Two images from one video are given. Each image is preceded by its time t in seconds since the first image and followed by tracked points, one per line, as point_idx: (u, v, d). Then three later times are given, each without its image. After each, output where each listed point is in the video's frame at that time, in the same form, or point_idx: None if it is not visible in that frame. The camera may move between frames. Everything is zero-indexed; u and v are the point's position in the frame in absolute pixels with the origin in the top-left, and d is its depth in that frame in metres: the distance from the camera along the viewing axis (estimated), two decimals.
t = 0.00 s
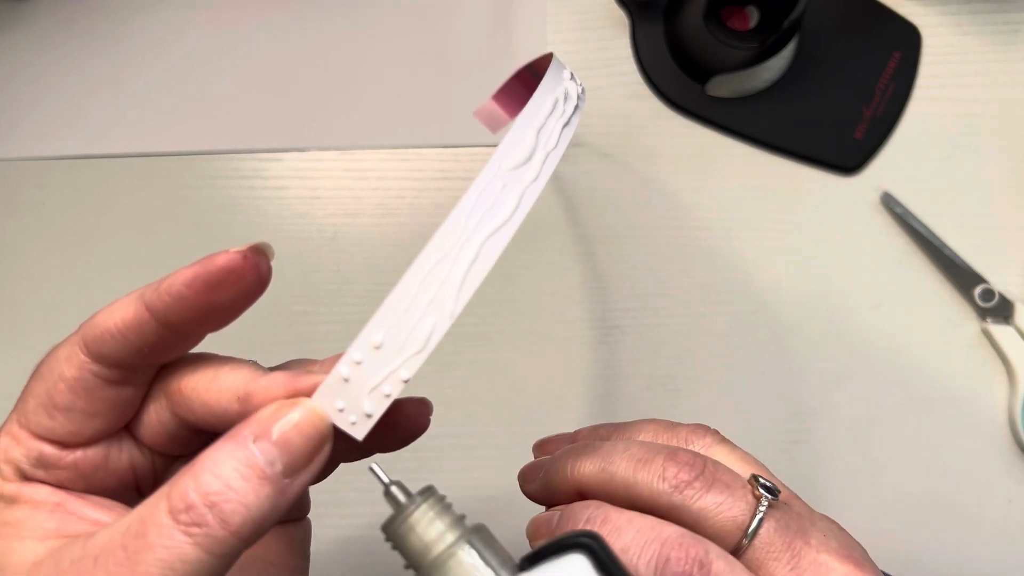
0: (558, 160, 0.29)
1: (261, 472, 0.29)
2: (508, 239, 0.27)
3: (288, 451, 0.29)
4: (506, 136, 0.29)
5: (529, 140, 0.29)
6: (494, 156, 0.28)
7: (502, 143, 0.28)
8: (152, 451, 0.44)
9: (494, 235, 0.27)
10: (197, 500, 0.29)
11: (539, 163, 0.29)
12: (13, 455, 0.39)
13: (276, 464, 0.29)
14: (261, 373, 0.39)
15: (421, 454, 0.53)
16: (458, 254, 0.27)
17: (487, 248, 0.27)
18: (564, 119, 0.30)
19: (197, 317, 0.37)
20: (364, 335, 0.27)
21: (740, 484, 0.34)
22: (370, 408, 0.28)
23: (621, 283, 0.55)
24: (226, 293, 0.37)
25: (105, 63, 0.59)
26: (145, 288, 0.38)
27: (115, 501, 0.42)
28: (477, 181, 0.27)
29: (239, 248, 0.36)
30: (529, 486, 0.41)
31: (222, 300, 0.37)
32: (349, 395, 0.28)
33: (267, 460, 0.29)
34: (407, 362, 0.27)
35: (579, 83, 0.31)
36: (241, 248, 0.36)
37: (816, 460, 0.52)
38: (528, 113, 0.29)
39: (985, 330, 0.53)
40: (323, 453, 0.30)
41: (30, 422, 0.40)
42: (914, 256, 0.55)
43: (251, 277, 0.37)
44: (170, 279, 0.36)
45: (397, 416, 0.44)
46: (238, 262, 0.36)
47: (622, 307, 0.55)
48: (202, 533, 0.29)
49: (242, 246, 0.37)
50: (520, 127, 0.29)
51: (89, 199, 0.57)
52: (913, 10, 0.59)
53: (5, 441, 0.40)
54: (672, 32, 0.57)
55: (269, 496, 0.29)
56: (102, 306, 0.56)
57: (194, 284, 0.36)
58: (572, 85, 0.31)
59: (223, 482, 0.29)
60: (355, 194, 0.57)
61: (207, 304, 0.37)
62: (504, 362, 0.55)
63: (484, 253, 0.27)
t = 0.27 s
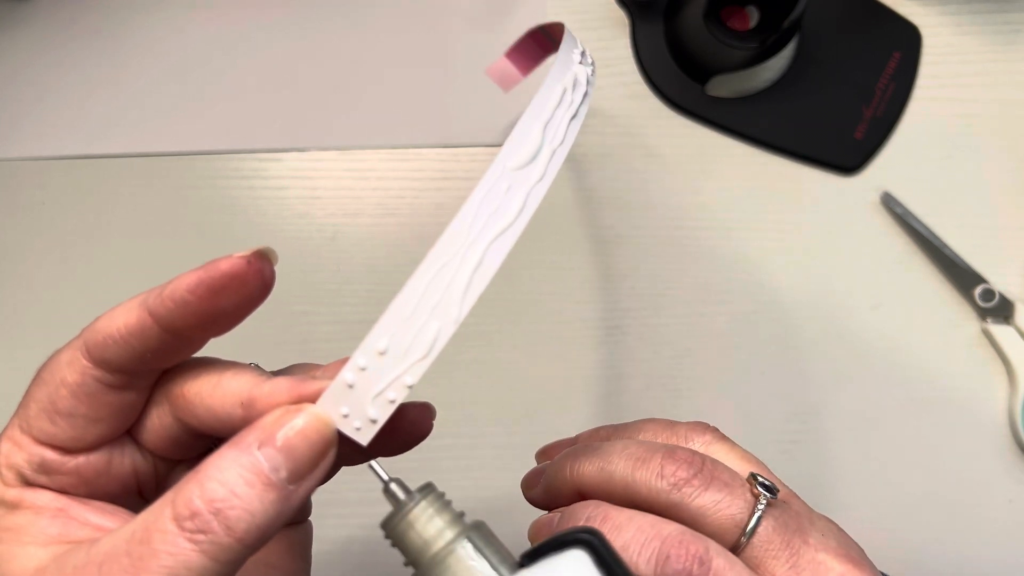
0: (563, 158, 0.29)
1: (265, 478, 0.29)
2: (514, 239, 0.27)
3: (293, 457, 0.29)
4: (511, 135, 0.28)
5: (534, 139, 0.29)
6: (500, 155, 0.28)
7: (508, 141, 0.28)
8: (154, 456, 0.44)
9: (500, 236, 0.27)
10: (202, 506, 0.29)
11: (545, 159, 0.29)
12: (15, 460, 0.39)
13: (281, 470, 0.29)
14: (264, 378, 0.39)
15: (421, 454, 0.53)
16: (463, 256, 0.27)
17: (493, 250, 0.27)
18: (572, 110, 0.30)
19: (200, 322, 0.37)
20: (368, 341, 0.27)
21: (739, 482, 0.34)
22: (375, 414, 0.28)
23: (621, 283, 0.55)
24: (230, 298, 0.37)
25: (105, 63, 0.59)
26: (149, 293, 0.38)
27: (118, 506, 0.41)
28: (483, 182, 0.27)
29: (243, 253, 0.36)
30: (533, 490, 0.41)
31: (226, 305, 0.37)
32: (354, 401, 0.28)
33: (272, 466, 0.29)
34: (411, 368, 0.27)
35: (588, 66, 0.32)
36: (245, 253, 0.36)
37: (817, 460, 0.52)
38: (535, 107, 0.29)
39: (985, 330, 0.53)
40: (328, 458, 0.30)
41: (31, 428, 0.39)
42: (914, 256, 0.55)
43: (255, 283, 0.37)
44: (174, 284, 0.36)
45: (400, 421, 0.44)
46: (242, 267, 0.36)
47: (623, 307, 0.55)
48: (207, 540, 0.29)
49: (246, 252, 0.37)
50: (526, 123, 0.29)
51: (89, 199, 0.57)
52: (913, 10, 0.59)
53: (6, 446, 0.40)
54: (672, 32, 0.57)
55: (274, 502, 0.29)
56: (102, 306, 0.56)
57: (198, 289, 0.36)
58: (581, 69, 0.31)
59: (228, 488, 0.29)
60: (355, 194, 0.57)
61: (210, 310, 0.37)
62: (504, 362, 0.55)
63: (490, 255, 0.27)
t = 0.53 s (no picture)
0: (562, 165, 0.29)
1: (270, 483, 0.29)
2: (516, 245, 0.27)
3: (298, 462, 0.29)
4: (510, 142, 0.28)
5: (533, 145, 0.29)
6: (501, 161, 0.28)
7: (507, 148, 0.28)
8: (156, 459, 0.44)
9: (503, 242, 0.27)
10: (207, 512, 0.28)
11: (545, 166, 0.29)
12: (17, 464, 0.39)
13: (286, 476, 0.29)
14: (267, 383, 0.39)
15: (421, 454, 0.53)
16: (466, 262, 0.27)
17: (495, 257, 0.27)
18: (566, 119, 0.30)
19: (202, 326, 0.37)
20: (372, 347, 0.27)
21: (739, 481, 0.34)
22: (379, 419, 0.28)
23: (621, 283, 0.55)
24: (232, 302, 0.37)
25: (105, 63, 0.59)
26: (150, 297, 0.38)
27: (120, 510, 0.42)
28: (484, 188, 0.27)
29: (246, 257, 0.36)
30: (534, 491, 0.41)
31: (228, 308, 0.37)
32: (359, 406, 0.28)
33: (276, 471, 0.29)
34: (416, 373, 0.27)
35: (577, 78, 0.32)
36: (247, 256, 0.36)
37: (817, 461, 0.52)
38: (533, 114, 0.29)
39: (985, 330, 0.53)
40: (332, 463, 0.30)
41: (33, 432, 0.39)
42: (914, 256, 0.55)
43: (258, 286, 0.37)
44: (176, 288, 0.36)
45: (403, 424, 0.44)
46: (245, 271, 0.36)
47: (623, 307, 0.55)
48: (212, 546, 0.28)
49: (248, 255, 0.37)
50: (526, 130, 0.29)
51: (90, 199, 0.57)
52: (912, 10, 0.59)
53: (8, 451, 0.39)
54: (672, 32, 0.57)
55: (278, 507, 0.29)
56: (102, 306, 0.56)
57: (200, 294, 0.36)
58: (571, 81, 0.31)
59: (233, 494, 0.29)
60: (355, 194, 0.57)
61: (212, 314, 0.37)
62: (504, 362, 0.55)
63: (492, 261, 0.27)
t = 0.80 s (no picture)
0: (571, 166, 0.29)
1: (270, 485, 0.29)
2: (519, 247, 0.27)
3: (299, 464, 0.29)
4: (517, 143, 0.28)
5: (541, 146, 0.29)
6: (507, 162, 0.28)
7: (514, 149, 0.28)
8: (155, 460, 0.44)
9: (506, 244, 0.27)
10: (207, 515, 0.28)
11: (552, 166, 0.29)
12: (16, 466, 0.39)
13: (286, 478, 0.29)
14: (268, 384, 0.39)
15: (421, 454, 0.53)
16: (469, 264, 0.27)
17: (497, 259, 0.27)
18: (577, 120, 0.30)
19: (203, 328, 0.37)
20: (373, 348, 0.27)
21: (741, 478, 0.34)
22: (379, 421, 0.28)
23: (621, 283, 0.55)
24: (232, 304, 0.37)
25: (105, 63, 0.59)
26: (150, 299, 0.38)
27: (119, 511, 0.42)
28: (488, 190, 0.27)
29: (246, 259, 0.36)
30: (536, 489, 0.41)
31: (228, 311, 0.37)
32: (360, 408, 0.28)
33: (277, 473, 0.29)
34: (417, 376, 0.27)
35: (596, 76, 0.32)
36: (248, 259, 0.36)
37: (817, 460, 0.52)
38: (543, 114, 0.29)
39: (985, 329, 0.53)
40: (333, 465, 0.30)
41: (32, 434, 0.39)
42: (914, 256, 0.55)
43: (258, 289, 0.37)
44: (176, 290, 0.36)
45: (403, 426, 0.44)
46: (245, 274, 0.36)
47: (623, 307, 0.55)
48: (213, 548, 0.28)
49: (249, 258, 0.37)
50: (535, 130, 0.29)
51: (89, 199, 0.57)
52: (913, 10, 0.59)
53: (7, 453, 0.39)
54: (672, 32, 0.57)
55: (279, 509, 0.29)
56: (102, 306, 0.56)
57: (200, 296, 0.36)
58: (588, 80, 0.31)
59: (234, 496, 0.29)
60: (355, 194, 0.57)
61: (212, 316, 0.37)
62: (504, 362, 0.55)
63: (495, 263, 0.27)
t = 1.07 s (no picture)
0: (561, 165, 0.29)
1: (271, 489, 0.29)
2: (516, 248, 0.28)
3: (298, 468, 0.29)
4: (509, 144, 0.28)
5: (532, 146, 0.29)
6: (500, 163, 0.28)
7: (506, 150, 0.28)
8: (155, 463, 0.44)
9: (503, 244, 0.27)
10: (208, 519, 0.29)
11: (544, 167, 0.29)
12: (16, 471, 0.39)
13: (286, 482, 0.29)
14: (267, 387, 0.39)
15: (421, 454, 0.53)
16: (467, 266, 0.27)
17: (495, 260, 0.27)
18: (566, 120, 0.30)
19: (202, 333, 0.37)
20: (372, 351, 0.27)
21: (739, 478, 0.34)
22: (379, 423, 0.28)
23: (621, 283, 0.55)
24: (231, 309, 0.37)
25: (105, 63, 0.59)
26: (149, 303, 0.37)
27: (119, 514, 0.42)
28: (483, 191, 0.27)
29: (244, 264, 0.36)
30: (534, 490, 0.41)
31: (227, 315, 0.37)
32: (360, 411, 0.28)
33: (277, 477, 0.29)
34: (417, 378, 0.27)
35: (577, 77, 0.32)
36: (246, 264, 0.36)
37: (817, 461, 0.52)
38: (532, 115, 0.29)
39: (985, 330, 0.53)
40: (333, 468, 0.30)
41: (31, 438, 0.39)
42: (914, 256, 0.55)
43: (257, 293, 0.37)
44: (174, 295, 0.36)
45: (403, 427, 0.44)
46: (244, 279, 0.36)
47: (623, 307, 0.55)
48: (213, 552, 0.29)
49: (247, 262, 0.37)
50: (525, 131, 0.29)
51: (89, 200, 0.57)
52: (913, 10, 0.59)
53: (6, 457, 0.39)
54: (672, 32, 0.57)
55: (279, 513, 0.29)
56: (103, 306, 0.56)
57: (198, 300, 0.36)
58: (572, 81, 0.32)
59: (234, 500, 0.29)
60: (355, 194, 0.57)
61: (211, 321, 0.37)
62: (504, 362, 0.55)
63: (492, 264, 0.27)
